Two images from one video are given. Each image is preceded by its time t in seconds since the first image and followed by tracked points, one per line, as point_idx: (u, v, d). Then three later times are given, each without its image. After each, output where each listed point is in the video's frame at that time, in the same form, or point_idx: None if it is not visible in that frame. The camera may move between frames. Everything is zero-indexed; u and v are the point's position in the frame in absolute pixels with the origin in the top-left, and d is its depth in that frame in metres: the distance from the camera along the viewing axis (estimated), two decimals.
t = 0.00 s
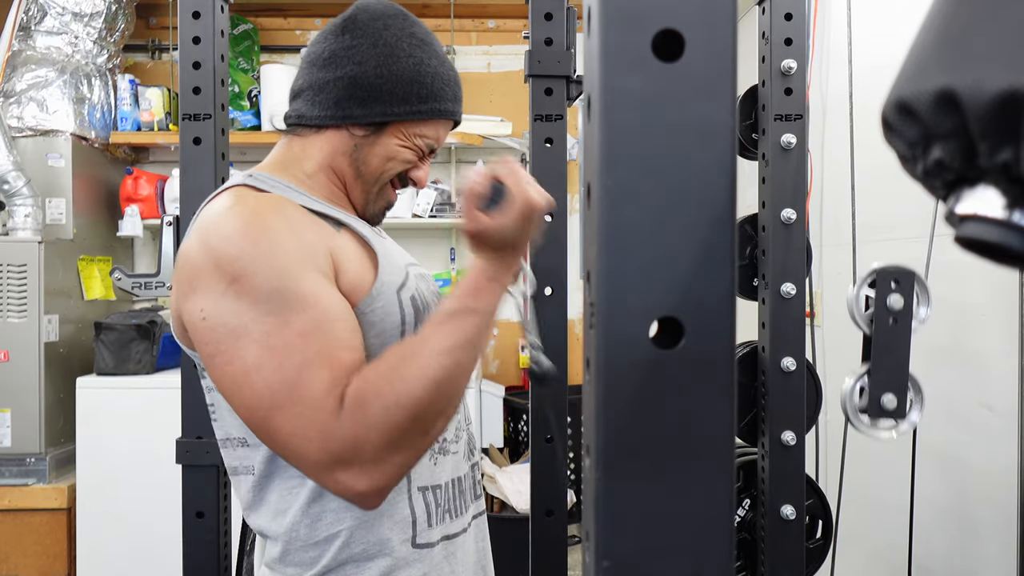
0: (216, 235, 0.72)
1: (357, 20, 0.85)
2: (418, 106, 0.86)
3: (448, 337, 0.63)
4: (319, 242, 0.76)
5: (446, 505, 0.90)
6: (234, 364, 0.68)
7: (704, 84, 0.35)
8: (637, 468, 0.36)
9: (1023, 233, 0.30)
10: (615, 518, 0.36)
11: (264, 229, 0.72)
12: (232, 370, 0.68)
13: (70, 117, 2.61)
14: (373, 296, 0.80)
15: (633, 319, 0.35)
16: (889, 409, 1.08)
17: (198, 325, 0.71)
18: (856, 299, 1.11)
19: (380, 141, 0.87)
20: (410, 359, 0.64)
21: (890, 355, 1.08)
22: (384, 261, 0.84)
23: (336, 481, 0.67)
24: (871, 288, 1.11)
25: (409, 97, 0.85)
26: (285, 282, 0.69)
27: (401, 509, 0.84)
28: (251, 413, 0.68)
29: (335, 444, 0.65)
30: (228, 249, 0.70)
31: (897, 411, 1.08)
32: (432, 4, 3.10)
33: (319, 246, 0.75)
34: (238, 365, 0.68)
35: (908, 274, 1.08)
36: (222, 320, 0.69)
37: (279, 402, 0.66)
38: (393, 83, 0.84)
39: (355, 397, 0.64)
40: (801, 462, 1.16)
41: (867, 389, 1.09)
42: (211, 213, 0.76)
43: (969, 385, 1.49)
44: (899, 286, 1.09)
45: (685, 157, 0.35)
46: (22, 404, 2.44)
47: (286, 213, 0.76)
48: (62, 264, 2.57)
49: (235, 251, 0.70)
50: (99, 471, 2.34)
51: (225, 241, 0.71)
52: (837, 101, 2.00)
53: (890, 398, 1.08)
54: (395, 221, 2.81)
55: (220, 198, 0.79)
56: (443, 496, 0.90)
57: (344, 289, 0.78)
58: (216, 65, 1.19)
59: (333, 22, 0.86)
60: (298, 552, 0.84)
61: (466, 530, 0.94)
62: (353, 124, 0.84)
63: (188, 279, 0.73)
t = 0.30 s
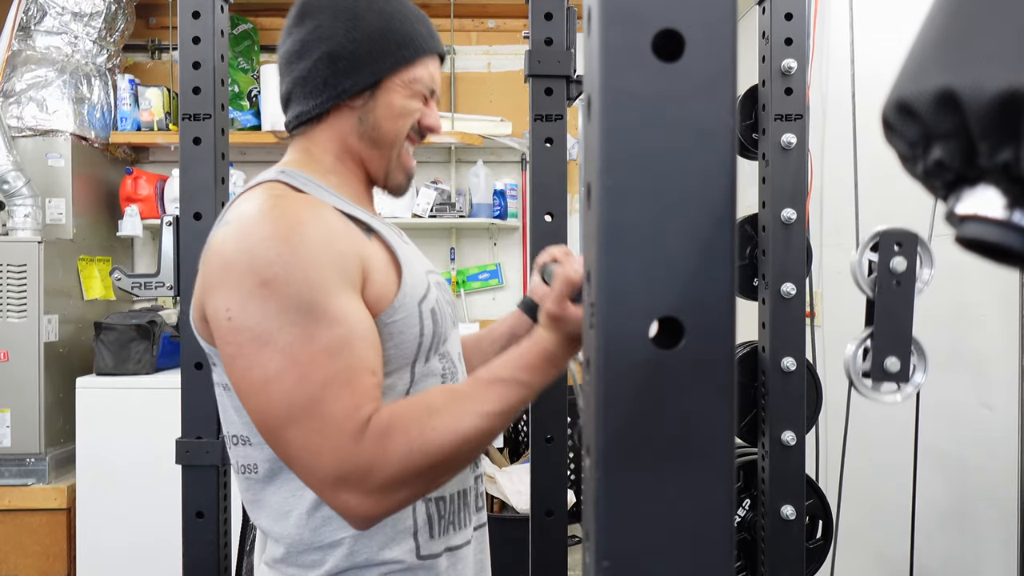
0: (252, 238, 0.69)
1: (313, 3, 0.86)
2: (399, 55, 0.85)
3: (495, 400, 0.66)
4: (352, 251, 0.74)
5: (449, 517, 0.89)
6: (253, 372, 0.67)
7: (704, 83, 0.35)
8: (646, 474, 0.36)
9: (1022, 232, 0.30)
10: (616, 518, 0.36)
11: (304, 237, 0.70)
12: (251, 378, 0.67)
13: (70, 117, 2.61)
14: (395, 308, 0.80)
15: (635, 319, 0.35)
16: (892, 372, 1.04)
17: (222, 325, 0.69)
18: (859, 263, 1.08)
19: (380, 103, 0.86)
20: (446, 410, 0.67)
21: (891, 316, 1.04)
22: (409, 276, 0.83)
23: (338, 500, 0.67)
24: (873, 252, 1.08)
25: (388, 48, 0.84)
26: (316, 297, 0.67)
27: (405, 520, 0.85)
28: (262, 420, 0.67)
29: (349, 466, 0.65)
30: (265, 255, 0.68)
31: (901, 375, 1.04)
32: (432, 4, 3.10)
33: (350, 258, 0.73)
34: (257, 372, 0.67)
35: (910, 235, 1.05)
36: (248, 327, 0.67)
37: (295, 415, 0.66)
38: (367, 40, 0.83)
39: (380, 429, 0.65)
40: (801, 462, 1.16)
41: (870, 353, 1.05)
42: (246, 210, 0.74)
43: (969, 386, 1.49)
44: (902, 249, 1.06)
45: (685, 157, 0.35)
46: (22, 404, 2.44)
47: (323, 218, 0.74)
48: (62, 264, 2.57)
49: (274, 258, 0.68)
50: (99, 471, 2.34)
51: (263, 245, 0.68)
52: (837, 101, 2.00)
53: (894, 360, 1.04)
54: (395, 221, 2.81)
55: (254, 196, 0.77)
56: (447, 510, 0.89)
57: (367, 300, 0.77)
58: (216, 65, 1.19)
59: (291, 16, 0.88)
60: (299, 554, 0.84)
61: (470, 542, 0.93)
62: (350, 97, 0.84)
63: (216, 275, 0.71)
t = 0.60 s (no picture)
0: (263, 241, 0.69)
1: (262, 15, 0.88)
2: (363, 28, 0.86)
3: (502, 446, 0.66)
4: (364, 258, 0.74)
5: (447, 527, 0.89)
6: (254, 377, 0.67)
7: (704, 84, 0.35)
8: (647, 479, 0.36)
9: (1023, 233, 0.30)
10: (616, 519, 0.36)
11: (316, 246, 0.69)
12: (252, 383, 0.67)
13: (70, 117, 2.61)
14: (400, 317, 0.79)
15: (635, 320, 0.35)
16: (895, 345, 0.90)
17: (228, 326, 0.69)
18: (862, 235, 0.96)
19: (361, 85, 0.87)
20: (452, 445, 0.68)
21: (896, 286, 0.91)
22: (416, 285, 0.82)
23: (326, 511, 0.67)
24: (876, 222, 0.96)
25: (350, 25, 0.85)
26: (324, 304, 0.67)
27: (402, 529, 0.84)
28: (260, 424, 0.67)
29: (344, 479, 0.65)
30: (277, 260, 0.67)
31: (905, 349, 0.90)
32: (432, 4, 3.10)
33: (361, 266, 0.73)
34: (258, 376, 0.67)
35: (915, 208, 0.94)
36: (254, 330, 0.67)
37: (293, 423, 0.66)
38: (327, 25, 0.84)
39: (379, 453, 0.66)
40: (801, 462, 1.15)
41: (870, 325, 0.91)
42: (261, 212, 0.74)
43: (969, 386, 1.49)
44: (905, 221, 0.94)
45: (685, 158, 0.35)
46: (22, 404, 2.44)
47: (336, 225, 0.74)
48: (62, 264, 2.57)
49: (287, 264, 0.67)
50: (98, 471, 2.34)
51: (276, 249, 0.68)
52: (837, 101, 2.00)
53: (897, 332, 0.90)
54: (395, 221, 2.81)
55: (268, 199, 0.77)
56: (444, 520, 0.88)
57: (373, 306, 0.76)
58: (216, 65, 1.19)
59: (247, 35, 0.91)
60: (297, 557, 0.84)
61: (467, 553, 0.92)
62: (331, 88, 0.85)
63: (226, 274, 0.70)
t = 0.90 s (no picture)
0: (259, 247, 0.69)
1: (265, 11, 0.88)
2: (366, 29, 0.86)
3: (491, 486, 0.66)
4: (360, 264, 0.74)
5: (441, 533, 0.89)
6: (245, 382, 0.67)
7: (704, 85, 0.35)
8: (641, 484, 0.36)
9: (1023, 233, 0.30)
10: (616, 520, 0.36)
11: (314, 253, 0.69)
12: (241, 389, 0.67)
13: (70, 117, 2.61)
14: (393, 322, 0.80)
15: (634, 320, 0.35)
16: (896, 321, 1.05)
17: (220, 329, 0.69)
18: (863, 217, 1.10)
19: (362, 87, 0.87)
20: (443, 474, 0.67)
21: (895, 265, 1.05)
22: (411, 291, 0.83)
23: (307, 519, 0.68)
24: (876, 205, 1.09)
25: (354, 26, 0.85)
26: (318, 313, 0.67)
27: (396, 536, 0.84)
28: (247, 430, 0.68)
29: (331, 492, 0.66)
30: (274, 267, 0.67)
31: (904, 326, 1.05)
32: (432, 4, 3.10)
33: (358, 271, 0.73)
34: (248, 382, 0.67)
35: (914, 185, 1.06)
36: (246, 336, 0.67)
37: (280, 431, 0.66)
38: (331, 25, 0.84)
39: (368, 474, 0.66)
40: (802, 462, 1.16)
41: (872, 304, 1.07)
42: (259, 215, 0.73)
43: (969, 386, 1.49)
44: (905, 199, 1.06)
45: (685, 158, 0.35)
46: (22, 404, 2.44)
47: (333, 229, 0.74)
48: (62, 264, 2.57)
49: (283, 271, 0.67)
50: (98, 471, 2.34)
51: (273, 255, 0.68)
52: (837, 101, 2.00)
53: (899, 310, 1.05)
54: (395, 222, 2.81)
55: (266, 202, 0.76)
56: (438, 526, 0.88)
57: (368, 311, 0.77)
58: (216, 65, 1.19)
59: (250, 33, 0.90)
60: (290, 558, 0.84)
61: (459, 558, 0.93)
62: (332, 88, 0.85)
63: (221, 277, 0.70)
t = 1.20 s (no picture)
0: (261, 257, 0.68)
1: (271, 11, 0.87)
2: (372, 32, 0.87)
3: (478, 531, 0.69)
4: (362, 274, 0.74)
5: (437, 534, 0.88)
6: (240, 391, 0.67)
7: (704, 85, 0.35)
8: (638, 490, 0.36)
9: (1023, 232, 0.30)
10: (615, 520, 0.36)
11: (317, 265, 0.69)
12: (236, 398, 0.67)
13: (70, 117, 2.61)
14: (392, 329, 0.79)
15: (634, 323, 0.35)
16: (898, 295, 1.07)
17: (218, 334, 0.69)
18: (864, 189, 1.10)
19: (368, 89, 0.87)
20: (434, 512, 0.69)
21: (896, 237, 1.06)
22: (409, 298, 0.83)
23: (289, 528, 0.68)
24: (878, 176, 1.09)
25: (360, 28, 0.86)
26: (320, 326, 0.67)
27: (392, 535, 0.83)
28: (237, 439, 0.68)
29: (321, 510, 0.66)
30: (277, 280, 0.67)
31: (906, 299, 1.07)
32: (432, 4, 3.10)
33: (359, 282, 0.73)
34: (244, 390, 0.67)
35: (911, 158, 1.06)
36: (245, 344, 0.67)
37: (274, 442, 0.66)
38: (338, 28, 0.85)
39: (359, 498, 0.67)
40: (802, 462, 1.15)
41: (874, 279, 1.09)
42: (262, 223, 0.73)
43: (969, 387, 1.49)
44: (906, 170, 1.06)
45: (685, 159, 0.35)
46: (22, 404, 2.44)
47: (335, 237, 0.73)
48: (62, 264, 2.57)
49: (286, 282, 0.67)
50: (98, 471, 2.34)
51: (276, 266, 0.67)
52: (837, 101, 2.00)
53: (901, 282, 1.07)
54: (396, 222, 2.81)
55: (269, 210, 0.75)
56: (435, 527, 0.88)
57: (368, 319, 0.77)
58: (216, 65, 1.19)
59: (255, 33, 0.90)
60: (281, 558, 0.84)
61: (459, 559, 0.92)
62: (340, 89, 0.85)
63: (222, 284, 0.70)
